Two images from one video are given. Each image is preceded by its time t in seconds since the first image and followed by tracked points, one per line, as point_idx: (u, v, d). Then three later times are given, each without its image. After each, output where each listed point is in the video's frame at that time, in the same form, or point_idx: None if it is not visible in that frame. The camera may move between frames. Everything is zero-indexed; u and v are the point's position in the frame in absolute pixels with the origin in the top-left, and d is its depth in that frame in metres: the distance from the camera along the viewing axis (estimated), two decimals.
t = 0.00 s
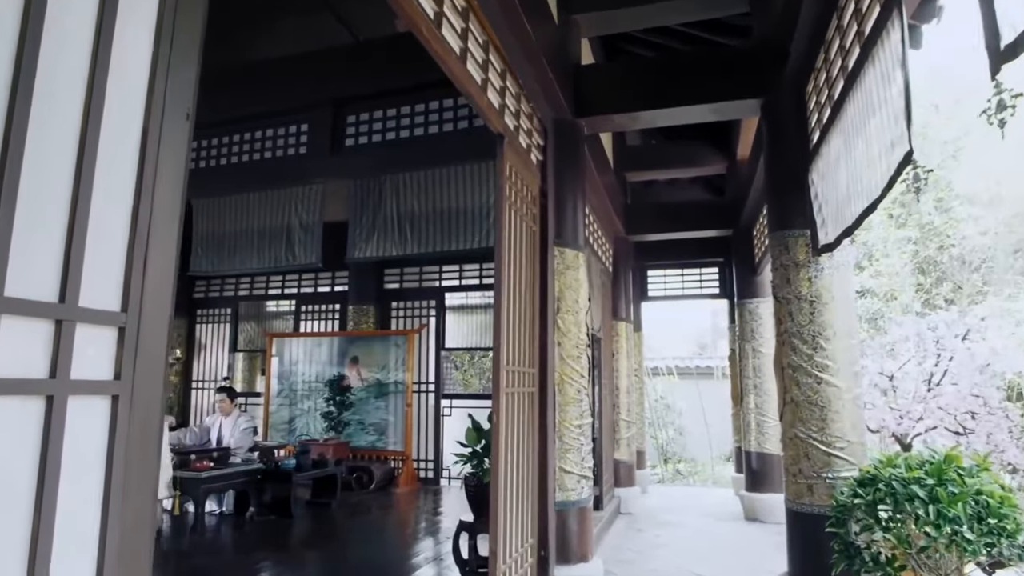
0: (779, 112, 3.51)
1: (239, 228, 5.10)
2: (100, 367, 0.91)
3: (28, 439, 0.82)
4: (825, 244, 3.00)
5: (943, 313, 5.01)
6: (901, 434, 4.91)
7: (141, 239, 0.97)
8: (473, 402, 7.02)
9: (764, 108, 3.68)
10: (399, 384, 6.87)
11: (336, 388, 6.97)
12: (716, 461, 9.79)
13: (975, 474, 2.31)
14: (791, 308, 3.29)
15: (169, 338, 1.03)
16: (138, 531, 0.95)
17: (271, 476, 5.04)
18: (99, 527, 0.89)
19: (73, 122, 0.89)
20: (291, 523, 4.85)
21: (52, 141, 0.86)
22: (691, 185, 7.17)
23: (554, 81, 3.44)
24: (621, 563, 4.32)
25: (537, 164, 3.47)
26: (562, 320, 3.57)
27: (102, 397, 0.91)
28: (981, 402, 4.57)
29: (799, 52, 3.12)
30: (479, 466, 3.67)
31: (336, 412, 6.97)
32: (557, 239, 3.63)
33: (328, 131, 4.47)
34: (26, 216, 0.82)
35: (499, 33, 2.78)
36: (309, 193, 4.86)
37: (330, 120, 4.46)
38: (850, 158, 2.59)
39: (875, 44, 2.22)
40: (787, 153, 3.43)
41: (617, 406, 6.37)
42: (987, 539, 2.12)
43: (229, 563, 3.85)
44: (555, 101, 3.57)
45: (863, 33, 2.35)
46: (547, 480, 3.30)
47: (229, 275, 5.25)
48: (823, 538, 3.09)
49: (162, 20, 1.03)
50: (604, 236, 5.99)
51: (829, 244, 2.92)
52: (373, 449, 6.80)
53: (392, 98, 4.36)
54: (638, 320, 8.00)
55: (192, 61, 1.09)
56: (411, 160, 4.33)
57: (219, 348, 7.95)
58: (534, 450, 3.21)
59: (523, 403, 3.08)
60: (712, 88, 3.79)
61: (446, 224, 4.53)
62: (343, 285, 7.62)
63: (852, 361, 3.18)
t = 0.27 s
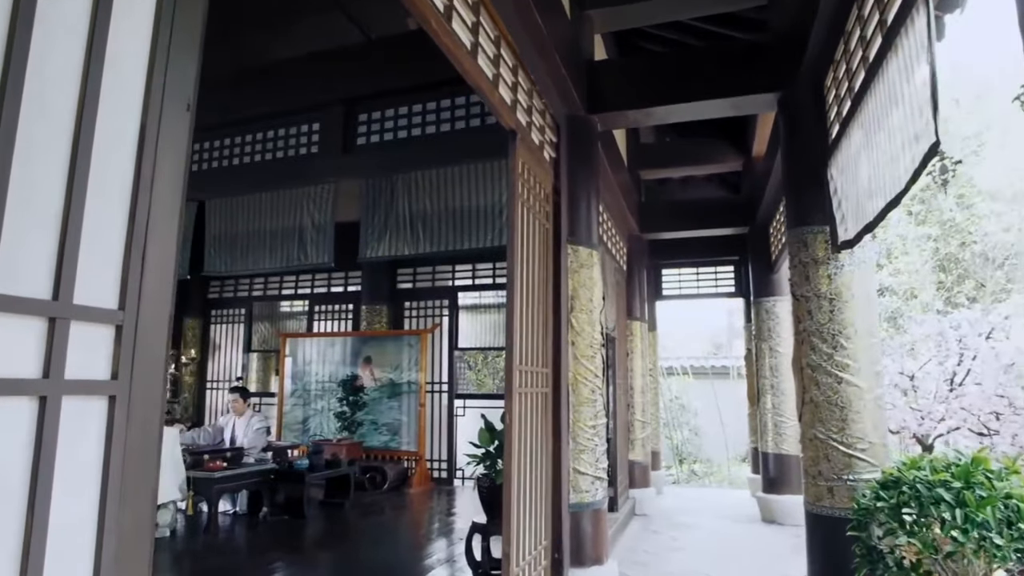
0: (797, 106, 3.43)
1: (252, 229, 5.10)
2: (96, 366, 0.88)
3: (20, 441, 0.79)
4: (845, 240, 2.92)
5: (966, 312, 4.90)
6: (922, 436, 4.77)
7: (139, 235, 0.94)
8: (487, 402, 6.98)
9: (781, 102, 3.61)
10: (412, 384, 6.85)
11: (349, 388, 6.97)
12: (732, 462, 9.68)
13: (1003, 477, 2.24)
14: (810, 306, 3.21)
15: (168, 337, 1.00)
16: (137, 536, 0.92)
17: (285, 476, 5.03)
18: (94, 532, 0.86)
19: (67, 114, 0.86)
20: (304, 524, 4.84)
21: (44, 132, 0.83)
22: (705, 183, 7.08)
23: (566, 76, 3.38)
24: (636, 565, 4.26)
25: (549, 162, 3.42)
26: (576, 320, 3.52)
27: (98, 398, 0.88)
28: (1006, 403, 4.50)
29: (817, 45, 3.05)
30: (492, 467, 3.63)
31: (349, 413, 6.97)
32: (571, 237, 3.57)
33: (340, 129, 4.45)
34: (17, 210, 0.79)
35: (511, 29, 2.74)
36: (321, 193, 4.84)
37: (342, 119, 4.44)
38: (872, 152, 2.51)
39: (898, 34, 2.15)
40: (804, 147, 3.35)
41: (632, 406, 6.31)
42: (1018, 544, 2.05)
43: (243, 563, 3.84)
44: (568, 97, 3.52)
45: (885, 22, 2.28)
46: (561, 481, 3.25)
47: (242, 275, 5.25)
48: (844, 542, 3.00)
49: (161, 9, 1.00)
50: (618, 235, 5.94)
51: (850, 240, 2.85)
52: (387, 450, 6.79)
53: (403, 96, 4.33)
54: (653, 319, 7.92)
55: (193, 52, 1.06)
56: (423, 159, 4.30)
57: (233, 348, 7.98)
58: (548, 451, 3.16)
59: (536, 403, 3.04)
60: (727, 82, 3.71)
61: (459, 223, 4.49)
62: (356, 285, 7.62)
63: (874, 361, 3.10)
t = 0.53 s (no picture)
0: (812, 100, 3.36)
1: (262, 229, 5.09)
2: (93, 365, 0.86)
3: (12, 443, 0.76)
4: (863, 237, 2.86)
5: (987, 310, 4.81)
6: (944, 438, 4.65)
7: (136, 230, 0.92)
8: (498, 402, 6.95)
9: (795, 97, 3.54)
10: (424, 384, 6.83)
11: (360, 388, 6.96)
12: (746, 463, 9.58)
13: None
14: (827, 304, 3.15)
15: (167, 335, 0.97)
16: (135, 541, 0.89)
17: (296, 476, 5.03)
18: (90, 537, 0.84)
19: (61, 106, 0.83)
20: (316, 524, 4.83)
21: (35, 124, 0.80)
22: (718, 180, 7.01)
23: (577, 73, 3.34)
24: (649, 567, 4.21)
25: (560, 159, 3.38)
26: (588, 319, 3.47)
27: (95, 398, 0.86)
28: None
29: (833, 39, 2.98)
30: (503, 468, 3.59)
31: (361, 413, 6.96)
32: (582, 235, 3.53)
33: (350, 129, 4.43)
34: (8, 204, 0.77)
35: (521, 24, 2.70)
36: (331, 192, 4.83)
37: (351, 118, 4.43)
38: (890, 146, 2.45)
39: (919, 24, 2.09)
40: (820, 142, 3.27)
41: (645, 406, 6.25)
42: None
43: (255, 563, 3.84)
44: (579, 93, 3.47)
45: (906, 13, 2.21)
46: (572, 483, 3.20)
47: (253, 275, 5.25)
48: (863, 546, 2.94)
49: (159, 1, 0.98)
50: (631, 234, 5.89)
51: (867, 237, 2.78)
52: (398, 450, 6.78)
53: (413, 95, 4.31)
54: (665, 318, 7.86)
55: (193, 44, 1.03)
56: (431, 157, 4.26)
57: (246, 348, 8.01)
58: (560, 451, 3.12)
59: (548, 403, 3.00)
60: (740, 77, 3.65)
61: (469, 222, 4.46)
62: (367, 285, 7.62)
63: (893, 360, 3.03)
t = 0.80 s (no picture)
0: (832, 94, 3.27)
1: (275, 230, 5.09)
2: (88, 364, 0.83)
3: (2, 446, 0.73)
4: (885, 232, 2.78)
5: (1013, 308, 4.70)
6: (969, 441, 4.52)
7: (133, 224, 0.88)
8: (513, 402, 6.91)
9: (813, 91, 3.46)
10: (438, 384, 6.81)
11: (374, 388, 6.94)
12: (763, 464, 9.46)
13: None
14: (848, 302, 3.07)
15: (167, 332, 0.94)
16: (134, 547, 0.86)
17: (310, 477, 5.02)
18: (85, 543, 0.81)
19: (53, 97, 0.80)
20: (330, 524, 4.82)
21: (25, 114, 0.77)
22: (735, 178, 6.91)
23: (590, 68, 3.29)
24: (665, 570, 4.15)
25: (574, 156, 3.33)
26: (602, 318, 3.41)
27: (90, 399, 0.83)
28: None
29: (853, 30, 2.90)
30: (517, 469, 3.54)
31: (375, 413, 6.95)
32: (596, 233, 3.47)
33: (362, 127, 4.41)
34: None
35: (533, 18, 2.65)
36: (343, 192, 4.81)
37: (363, 117, 4.41)
38: (914, 139, 2.37)
39: (946, 10, 2.01)
40: (840, 136, 3.18)
41: (660, 406, 6.18)
42: None
43: (270, 564, 3.84)
44: (592, 89, 3.42)
45: None
46: (587, 484, 3.15)
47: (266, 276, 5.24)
48: (886, 551, 2.85)
49: None
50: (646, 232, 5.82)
51: (890, 233, 2.70)
52: (412, 450, 6.76)
53: (425, 93, 4.28)
54: (681, 317, 7.78)
55: (193, 35, 1.00)
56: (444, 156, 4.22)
57: (260, 349, 8.03)
58: (574, 452, 3.07)
59: (562, 403, 2.95)
60: (757, 70, 3.57)
61: (482, 220, 4.42)
62: (381, 285, 7.61)
63: (917, 360, 2.94)
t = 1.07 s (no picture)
0: (852, 86, 3.19)
1: (289, 230, 5.09)
2: (83, 364, 0.80)
3: None
4: (910, 228, 2.70)
5: None
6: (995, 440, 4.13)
7: (131, 218, 0.85)
8: (528, 402, 6.87)
9: (834, 83, 3.38)
10: (452, 384, 6.79)
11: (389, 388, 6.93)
12: (782, 464, 9.32)
13: None
14: (870, 300, 2.99)
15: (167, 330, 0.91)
16: (131, 553, 0.83)
17: (324, 477, 5.01)
18: (79, 548, 0.78)
19: (45, 87, 0.77)
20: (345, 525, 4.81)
21: (15, 104, 0.74)
22: (752, 174, 6.81)
23: (605, 62, 3.24)
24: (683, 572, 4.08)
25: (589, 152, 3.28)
26: (618, 317, 3.35)
27: (85, 400, 0.80)
28: None
29: (875, 19, 2.83)
30: (532, 470, 3.51)
31: (390, 413, 6.93)
32: (612, 231, 3.42)
33: (375, 126, 4.39)
34: None
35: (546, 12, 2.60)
36: (356, 191, 4.79)
37: (376, 115, 4.39)
38: (940, 130, 2.30)
39: None
40: (861, 129, 3.10)
41: (677, 406, 6.10)
42: None
43: (286, 564, 3.83)
44: (607, 84, 3.37)
45: None
46: (603, 486, 3.10)
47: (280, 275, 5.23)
48: (911, 556, 2.76)
49: None
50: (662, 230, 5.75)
51: (915, 228, 2.62)
52: (427, 450, 6.73)
53: (438, 90, 4.25)
54: (697, 316, 7.68)
55: (193, 24, 0.97)
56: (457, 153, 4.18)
57: (276, 349, 8.06)
58: (589, 453, 3.02)
59: (577, 404, 2.90)
60: (774, 61, 3.48)
61: (496, 219, 4.38)
62: (395, 285, 7.59)
63: (943, 358, 2.85)
